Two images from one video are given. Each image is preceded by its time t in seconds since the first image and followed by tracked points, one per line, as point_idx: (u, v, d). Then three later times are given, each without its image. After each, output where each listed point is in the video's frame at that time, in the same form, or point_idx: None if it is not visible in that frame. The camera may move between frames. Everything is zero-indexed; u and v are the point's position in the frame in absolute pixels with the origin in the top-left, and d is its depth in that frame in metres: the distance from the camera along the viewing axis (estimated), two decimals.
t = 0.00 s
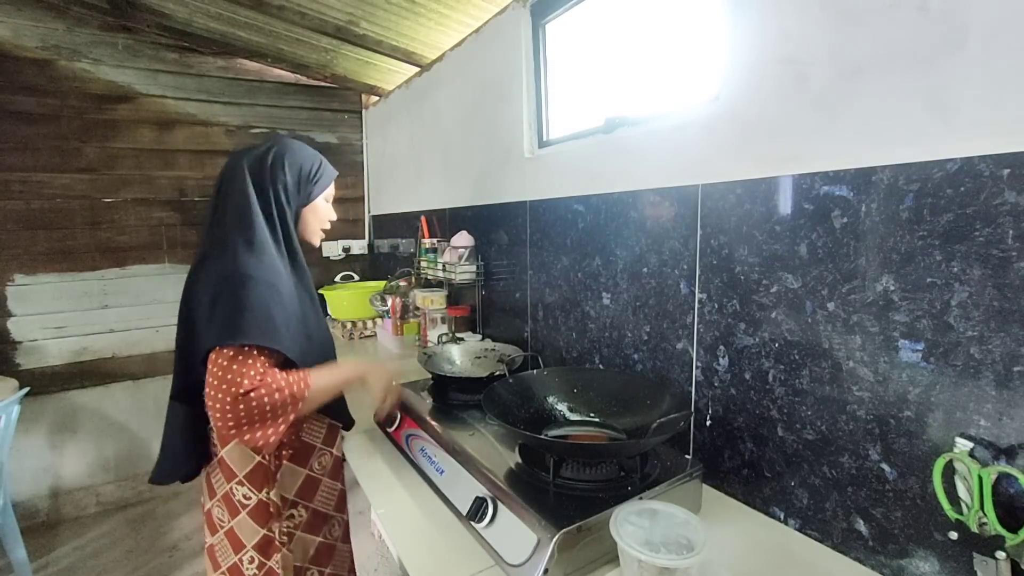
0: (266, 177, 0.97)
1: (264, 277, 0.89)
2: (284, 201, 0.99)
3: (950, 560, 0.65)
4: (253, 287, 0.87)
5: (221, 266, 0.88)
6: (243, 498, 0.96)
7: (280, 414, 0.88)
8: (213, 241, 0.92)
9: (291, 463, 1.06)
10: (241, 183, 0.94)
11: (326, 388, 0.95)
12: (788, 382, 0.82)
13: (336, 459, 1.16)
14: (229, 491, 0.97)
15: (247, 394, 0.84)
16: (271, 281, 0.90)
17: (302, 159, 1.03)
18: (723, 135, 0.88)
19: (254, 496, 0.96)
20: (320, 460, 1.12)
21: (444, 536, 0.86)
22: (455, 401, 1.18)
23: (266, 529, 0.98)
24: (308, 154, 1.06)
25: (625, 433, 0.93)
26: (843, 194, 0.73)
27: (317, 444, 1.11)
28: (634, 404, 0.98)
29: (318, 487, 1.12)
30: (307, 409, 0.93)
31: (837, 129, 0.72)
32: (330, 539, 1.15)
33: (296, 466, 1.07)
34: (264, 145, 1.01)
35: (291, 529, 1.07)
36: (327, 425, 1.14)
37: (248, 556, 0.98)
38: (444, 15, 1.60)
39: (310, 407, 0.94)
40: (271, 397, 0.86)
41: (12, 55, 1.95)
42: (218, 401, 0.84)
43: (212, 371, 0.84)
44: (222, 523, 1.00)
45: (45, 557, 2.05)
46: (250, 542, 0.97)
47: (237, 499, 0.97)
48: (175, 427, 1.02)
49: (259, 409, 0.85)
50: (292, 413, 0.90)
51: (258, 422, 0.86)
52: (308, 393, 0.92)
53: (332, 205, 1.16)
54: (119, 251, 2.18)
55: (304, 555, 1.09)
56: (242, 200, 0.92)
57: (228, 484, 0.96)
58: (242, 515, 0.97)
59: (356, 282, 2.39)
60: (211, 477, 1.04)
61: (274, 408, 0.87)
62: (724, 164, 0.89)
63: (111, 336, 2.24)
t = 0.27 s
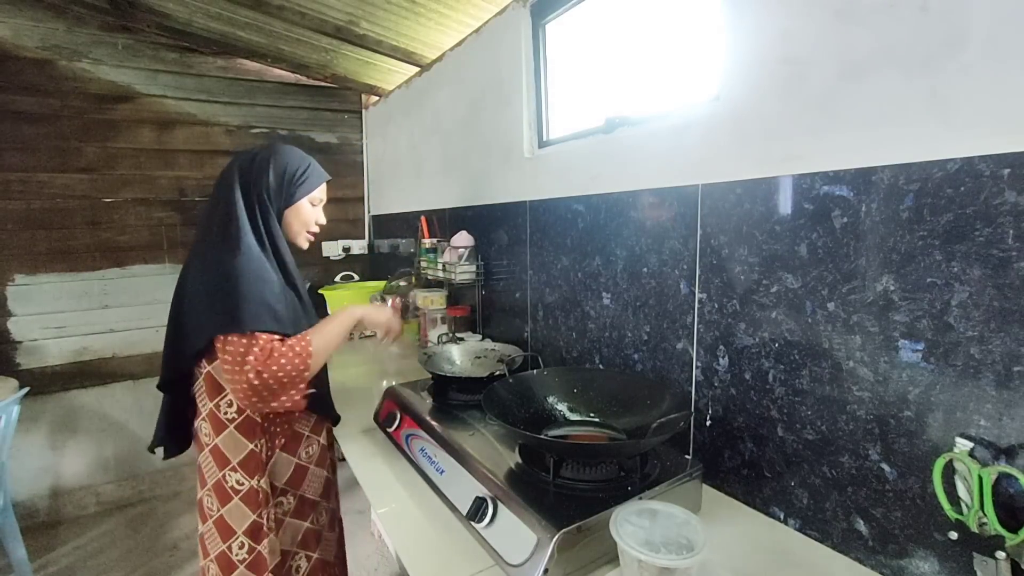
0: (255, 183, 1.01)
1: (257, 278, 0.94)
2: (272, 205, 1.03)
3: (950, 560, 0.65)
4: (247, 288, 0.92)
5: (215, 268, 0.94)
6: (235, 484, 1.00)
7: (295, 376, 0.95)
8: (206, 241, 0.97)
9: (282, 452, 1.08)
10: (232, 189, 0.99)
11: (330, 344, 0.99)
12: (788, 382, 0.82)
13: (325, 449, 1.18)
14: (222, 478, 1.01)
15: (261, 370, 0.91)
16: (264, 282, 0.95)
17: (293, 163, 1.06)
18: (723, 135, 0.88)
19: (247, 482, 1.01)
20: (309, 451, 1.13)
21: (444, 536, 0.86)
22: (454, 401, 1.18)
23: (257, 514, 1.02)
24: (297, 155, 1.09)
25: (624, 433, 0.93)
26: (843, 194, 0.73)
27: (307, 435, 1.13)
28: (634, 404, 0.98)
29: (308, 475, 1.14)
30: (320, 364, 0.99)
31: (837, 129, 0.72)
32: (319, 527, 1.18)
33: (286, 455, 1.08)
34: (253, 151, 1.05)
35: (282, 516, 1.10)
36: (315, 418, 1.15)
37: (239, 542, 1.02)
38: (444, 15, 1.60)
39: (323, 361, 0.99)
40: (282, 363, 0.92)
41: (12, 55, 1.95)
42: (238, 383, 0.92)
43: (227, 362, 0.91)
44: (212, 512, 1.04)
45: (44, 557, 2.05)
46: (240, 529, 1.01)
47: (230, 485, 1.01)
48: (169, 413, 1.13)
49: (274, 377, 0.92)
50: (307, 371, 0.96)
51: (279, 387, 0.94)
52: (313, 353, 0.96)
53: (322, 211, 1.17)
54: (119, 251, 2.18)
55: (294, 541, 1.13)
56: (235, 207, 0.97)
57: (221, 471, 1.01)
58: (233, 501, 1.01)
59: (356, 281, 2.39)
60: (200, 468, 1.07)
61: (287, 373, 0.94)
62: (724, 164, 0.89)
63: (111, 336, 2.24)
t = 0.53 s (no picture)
0: (260, 185, 1.07)
1: (258, 270, 0.98)
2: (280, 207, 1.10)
3: (950, 560, 0.66)
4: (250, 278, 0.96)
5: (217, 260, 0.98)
6: (230, 473, 1.03)
7: (273, 374, 0.92)
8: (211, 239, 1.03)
9: (278, 446, 1.08)
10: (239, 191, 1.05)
11: (324, 383, 0.97)
12: (788, 382, 0.82)
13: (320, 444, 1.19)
14: (218, 467, 1.03)
15: (241, 343, 0.91)
16: (265, 273, 0.99)
17: (300, 169, 1.12)
18: (723, 135, 0.88)
19: (241, 472, 1.03)
20: (303, 445, 1.14)
21: (444, 536, 0.86)
22: (454, 401, 1.18)
23: (252, 503, 1.04)
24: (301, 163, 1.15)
25: (625, 433, 0.93)
26: (843, 194, 0.73)
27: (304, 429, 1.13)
28: (634, 404, 0.98)
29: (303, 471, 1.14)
30: (299, 391, 0.94)
31: (837, 129, 0.72)
32: (314, 520, 1.19)
33: (281, 449, 1.09)
34: (260, 159, 1.12)
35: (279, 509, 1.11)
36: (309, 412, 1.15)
37: (234, 529, 1.04)
38: (444, 15, 1.60)
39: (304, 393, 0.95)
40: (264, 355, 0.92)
41: (12, 55, 1.95)
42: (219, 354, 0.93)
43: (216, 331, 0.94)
44: (207, 500, 1.07)
45: (44, 557, 2.05)
46: (235, 516, 1.04)
47: (225, 474, 1.03)
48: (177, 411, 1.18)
49: (253, 365, 0.92)
50: (283, 381, 0.93)
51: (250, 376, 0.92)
52: (304, 376, 0.95)
53: (325, 215, 1.22)
54: (119, 251, 2.18)
55: (289, 534, 1.13)
56: (240, 205, 1.03)
57: (216, 461, 1.03)
58: (228, 489, 1.03)
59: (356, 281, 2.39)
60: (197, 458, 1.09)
61: (266, 367, 0.92)
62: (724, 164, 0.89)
63: (111, 336, 2.24)
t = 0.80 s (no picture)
0: (275, 192, 1.20)
1: (271, 255, 1.07)
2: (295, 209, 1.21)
3: (950, 560, 0.66)
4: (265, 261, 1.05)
5: (234, 247, 1.07)
6: (223, 460, 1.09)
7: (308, 327, 1.01)
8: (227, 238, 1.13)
9: (272, 435, 1.15)
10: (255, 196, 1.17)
11: (336, 357, 1.02)
12: (788, 382, 0.82)
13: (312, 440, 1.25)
14: (211, 454, 1.10)
15: (281, 296, 1.01)
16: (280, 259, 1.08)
17: (313, 180, 1.25)
18: (724, 135, 0.88)
19: (235, 458, 1.09)
20: (296, 438, 1.20)
21: (443, 535, 0.86)
22: (454, 401, 1.19)
23: (244, 490, 1.11)
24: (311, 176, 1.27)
25: (624, 433, 0.93)
26: (842, 194, 0.73)
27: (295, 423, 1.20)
28: (634, 404, 0.98)
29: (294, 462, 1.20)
30: (320, 352, 1.01)
31: (837, 129, 0.72)
32: (303, 512, 1.25)
33: (276, 438, 1.16)
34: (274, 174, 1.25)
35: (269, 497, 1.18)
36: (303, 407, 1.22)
37: (227, 515, 1.12)
38: (444, 15, 1.60)
39: (330, 355, 1.01)
40: (300, 311, 1.01)
41: (11, 55, 1.95)
42: (254, 303, 1.00)
43: (246, 290, 1.01)
44: (200, 486, 1.13)
45: (44, 556, 2.05)
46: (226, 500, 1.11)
47: (218, 461, 1.10)
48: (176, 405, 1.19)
49: (288, 313, 0.99)
50: (316, 337, 1.00)
51: (290, 322, 0.99)
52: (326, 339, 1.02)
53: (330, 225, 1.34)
54: (119, 251, 2.18)
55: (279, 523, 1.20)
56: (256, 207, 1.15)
57: (210, 447, 1.10)
58: (220, 476, 1.10)
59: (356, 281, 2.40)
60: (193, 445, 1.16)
61: (300, 320, 1.00)
62: (725, 164, 0.89)
63: (111, 336, 2.24)
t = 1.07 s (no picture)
0: (280, 201, 1.23)
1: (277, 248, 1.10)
2: (300, 216, 1.25)
3: (949, 560, 0.66)
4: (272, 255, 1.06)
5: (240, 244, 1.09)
6: (227, 450, 1.10)
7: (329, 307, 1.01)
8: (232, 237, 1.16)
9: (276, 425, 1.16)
10: (260, 205, 1.21)
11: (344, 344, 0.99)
12: (788, 382, 0.82)
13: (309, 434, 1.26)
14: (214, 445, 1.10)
15: (303, 278, 1.02)
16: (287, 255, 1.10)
17: (317, 194, 1.29)
18: (724, 135, 0.88)
19: (240, 447, 1.10)
20: (298, 430, 1.21)
21: (443, 534, 0.86)
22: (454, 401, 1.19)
23: (248, 480, 1.12)
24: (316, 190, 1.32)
25: (625, 433, 0.93)
26: (843, 194, 0.73)
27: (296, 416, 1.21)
28: (634, 404, 0.98)
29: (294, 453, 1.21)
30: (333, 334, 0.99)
31: (838, 129, 0.72)
32: (301, 504, 1.26)
33: (279, 429, 1.17)
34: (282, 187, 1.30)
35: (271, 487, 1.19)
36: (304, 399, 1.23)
37: (229, 506, 1.12)
38: (444, 15, 1.60)
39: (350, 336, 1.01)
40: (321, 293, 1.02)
41: (11, 55, 1.95)
42: (277, 282, 1.00)
43: (264, 275, 1.02)
44: (200, 478, 1.13)
45: (44, 557, 2.05)
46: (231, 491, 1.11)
47: (221, 451, 1.10)
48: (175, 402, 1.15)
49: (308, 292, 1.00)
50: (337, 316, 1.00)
51: (315, 298, 1.00)
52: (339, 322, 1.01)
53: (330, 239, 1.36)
54: (118, 251, 2.18)
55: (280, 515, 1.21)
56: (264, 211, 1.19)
57: (213, 438, 1.10)
58: (224, 466, 1.10)
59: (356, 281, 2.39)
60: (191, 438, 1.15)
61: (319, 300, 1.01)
62: (725, 164, 0.89)
63: (111, 336, 2.23)
